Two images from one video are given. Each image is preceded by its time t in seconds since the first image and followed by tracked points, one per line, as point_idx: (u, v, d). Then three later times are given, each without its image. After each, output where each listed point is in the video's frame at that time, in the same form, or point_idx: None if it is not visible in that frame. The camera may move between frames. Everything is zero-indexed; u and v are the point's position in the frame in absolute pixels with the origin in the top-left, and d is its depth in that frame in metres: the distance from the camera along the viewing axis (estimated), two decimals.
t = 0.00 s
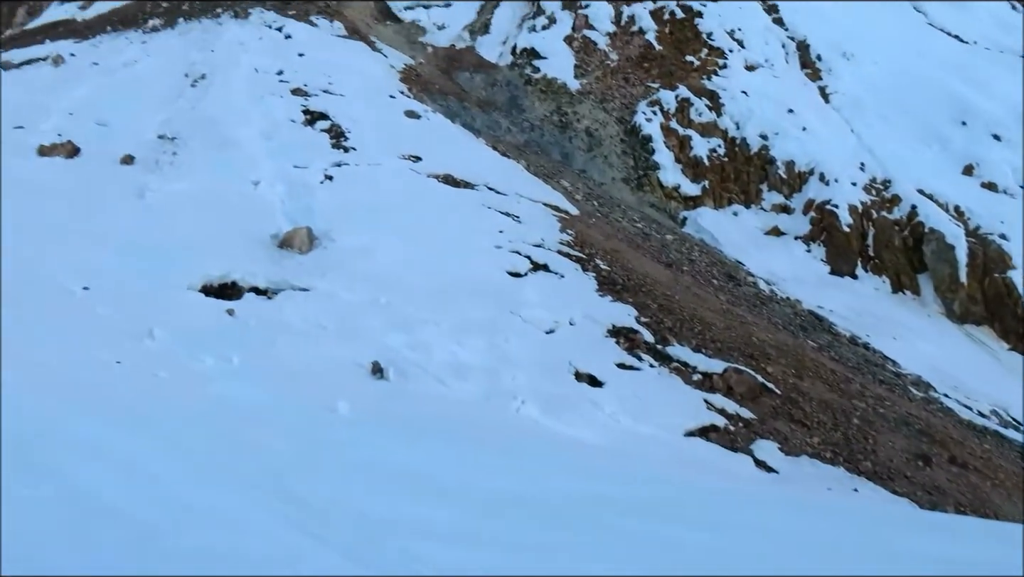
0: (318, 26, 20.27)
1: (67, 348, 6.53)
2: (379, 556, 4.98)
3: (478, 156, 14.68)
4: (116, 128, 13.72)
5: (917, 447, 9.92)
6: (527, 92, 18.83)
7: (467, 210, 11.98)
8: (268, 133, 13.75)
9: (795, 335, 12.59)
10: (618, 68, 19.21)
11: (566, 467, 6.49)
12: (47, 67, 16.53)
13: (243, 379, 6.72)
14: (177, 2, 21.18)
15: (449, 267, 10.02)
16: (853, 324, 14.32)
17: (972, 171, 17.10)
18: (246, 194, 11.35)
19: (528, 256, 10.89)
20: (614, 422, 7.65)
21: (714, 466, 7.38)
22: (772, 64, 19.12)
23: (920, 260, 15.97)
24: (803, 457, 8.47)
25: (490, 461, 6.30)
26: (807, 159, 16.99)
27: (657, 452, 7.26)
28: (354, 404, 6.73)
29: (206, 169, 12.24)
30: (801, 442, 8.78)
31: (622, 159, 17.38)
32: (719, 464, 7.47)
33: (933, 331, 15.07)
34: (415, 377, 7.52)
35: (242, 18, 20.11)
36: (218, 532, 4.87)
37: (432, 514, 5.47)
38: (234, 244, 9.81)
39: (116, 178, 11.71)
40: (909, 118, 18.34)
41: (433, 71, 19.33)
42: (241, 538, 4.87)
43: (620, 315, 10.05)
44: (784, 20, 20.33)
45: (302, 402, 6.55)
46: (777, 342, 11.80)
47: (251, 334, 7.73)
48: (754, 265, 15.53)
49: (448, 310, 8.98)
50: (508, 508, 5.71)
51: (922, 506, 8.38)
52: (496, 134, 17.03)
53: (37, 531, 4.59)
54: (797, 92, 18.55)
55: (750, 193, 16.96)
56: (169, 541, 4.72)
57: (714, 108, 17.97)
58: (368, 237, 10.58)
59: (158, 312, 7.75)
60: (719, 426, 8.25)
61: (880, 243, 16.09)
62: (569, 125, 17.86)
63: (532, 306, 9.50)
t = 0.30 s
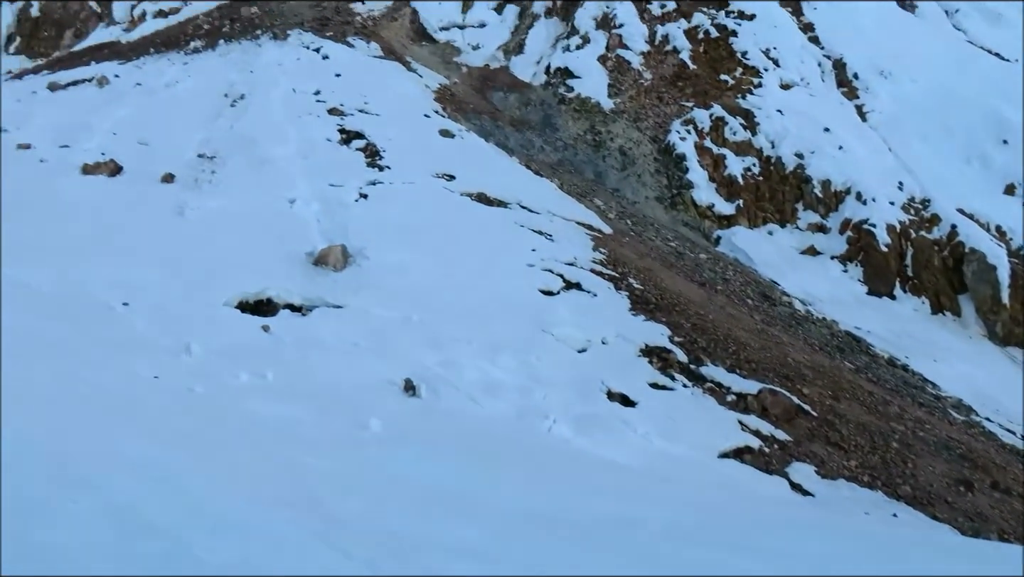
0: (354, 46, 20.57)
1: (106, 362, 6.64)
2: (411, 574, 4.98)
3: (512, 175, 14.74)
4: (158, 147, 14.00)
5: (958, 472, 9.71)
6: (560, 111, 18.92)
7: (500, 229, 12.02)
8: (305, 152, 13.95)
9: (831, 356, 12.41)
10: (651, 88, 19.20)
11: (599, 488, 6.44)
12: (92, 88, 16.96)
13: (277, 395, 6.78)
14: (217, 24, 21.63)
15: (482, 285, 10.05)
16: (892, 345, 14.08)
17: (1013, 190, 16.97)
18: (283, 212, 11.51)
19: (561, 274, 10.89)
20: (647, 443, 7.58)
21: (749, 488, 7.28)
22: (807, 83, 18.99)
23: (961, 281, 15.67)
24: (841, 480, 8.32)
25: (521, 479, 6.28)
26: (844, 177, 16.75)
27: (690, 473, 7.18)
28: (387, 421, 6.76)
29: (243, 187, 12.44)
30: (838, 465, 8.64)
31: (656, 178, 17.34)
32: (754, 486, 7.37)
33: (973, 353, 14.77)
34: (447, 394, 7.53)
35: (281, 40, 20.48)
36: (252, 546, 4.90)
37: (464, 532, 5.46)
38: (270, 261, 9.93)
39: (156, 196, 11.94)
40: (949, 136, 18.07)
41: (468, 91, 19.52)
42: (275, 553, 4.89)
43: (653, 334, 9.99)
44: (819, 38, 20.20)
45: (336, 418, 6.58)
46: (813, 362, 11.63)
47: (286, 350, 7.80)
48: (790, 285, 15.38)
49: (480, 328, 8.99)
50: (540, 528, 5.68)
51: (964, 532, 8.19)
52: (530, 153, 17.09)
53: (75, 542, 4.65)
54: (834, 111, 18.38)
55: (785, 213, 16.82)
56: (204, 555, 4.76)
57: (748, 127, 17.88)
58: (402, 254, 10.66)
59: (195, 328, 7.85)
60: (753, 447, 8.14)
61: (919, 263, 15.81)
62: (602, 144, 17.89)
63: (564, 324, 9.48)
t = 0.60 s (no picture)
0: (384, 61, 20.78)
1: (137, 371, 6.74)
2: None
3: (539, 188, 14.76)
4: (190, 160, 14.23)
5: (993, 490, 9.51)
6: (588, 124, 18.96)
7: (527, 241, 12.03)
8: (335, 165, 14.09)
9: (862, 371, 12.23)
10: (680, 100, 19.15)
11: (625, 502, 6.39)
12: (128, 102, 17.29)
13: (305, 406, 6.82)
14: (250, 39, 21.98)
15: (509, 297, 10.07)
16: (924, 360, 13.86)
17: None
18: (312, 224, 11.62)
19: (588, 287, 10.87)
20: (674, 457, 7.52)
21: (777, 504, 7.19)
22: (838, 94, 18.83)
23: (996, 295, 15.41)
24: (872, 497, 8.19)
25: (547, 493, 6.25)
26: (876, 191, 16.60)
27: (717, 488, 7.10)
28: (413, 432, 6.77)
29: (273, 199, 12.58)
30: (869, 481, 8.50)
31: (684, 191, 17.27)
32: (783, 502, 7.27)
33: (1009, 368, 14.49)
34: (473, 407, 7.52)
35: (311, 54, 20.75)
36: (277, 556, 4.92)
37: (489, 545, 5.44)
38: (299, 272, 10.02)
39: (188, 208, 12.12)
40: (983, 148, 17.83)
41: (496, 104, 19.62)
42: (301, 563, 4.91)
43: (680, 348, 9.92)
44: (850, 50, 20.05)
45: (362, 430, 6.60)
46: (844, 377, 11.48)
47: (314, 361, 7.86)
48: (820, 298, 15.22)
49: (508, 340, 9.00)
50: (565, 541, 5.64)
51: (999, 552, 8.02)
52: (557, 165, 17.11)
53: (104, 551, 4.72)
54: (865, 123, 18.21)
55: (815, 226, 16.66)
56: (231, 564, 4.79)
57: (777, 139, 17.77)
58: (429, 266, 10.71)
59: (225, 339, 7.94)
60: (783, 463, 8.05)
61: (952, 277, 15.56)
62: (630, 157, 17.88)
63: (591, 337, 9.45)
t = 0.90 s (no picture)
0: (409, 72, 20.92)
1: (165, 379, 6.81)
2: None
3: (563, 198, 14.76)
4: (218, 171, 14.40)
5: None
6: (612, 134, 18.96)
7: (552, 251, 12.03)
8: (360, 175, 14.21)
9: (891, 382, 12.07)
10: (704, 110, 19.08)
11: (649, 513, 6.35)
12: (158, 113, 17.55)
13: (330, 415, 6.85)
14: (277, 51, 22.23)
15: (532, 307, 10.06)
16: (954, 372, 13.66)
17: None
18: (338, 234, 11.71)
19: (612, 296, 10.84)
20: (699, 469, 7.45)
21: (804, 517, 7.10)
22: (865, 103, 18.65)
23: None
24: (901, 511, 8.07)
25: (571, 504, 6.22)
26: (904, 201, 16.42)
27: (743, 501, 7.03)
28: (437, 441, 6.77)
29: (300, 210, 12.69)
30: (898, 495, 8.38)
31: (709, 201, 17.18)
32: (810, 515, 7.18)
33: None
34: (497, 417, 7.51)
35: (337, 65, 20.94)
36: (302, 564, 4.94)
37: (513, 557, 5.43)
38: (325, 282, 10.09)
39: (215, 218, 12.25)
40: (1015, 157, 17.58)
41: (520, 114, 19.68)
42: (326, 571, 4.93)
43: (706, 358, 9.84)
44: (878, 59, 19.90)
45: (386, 439, 6.62)
46: (872, 389, 11.33)
47: (339, 369, 7.90)
48: (848, 309, 15.06)
49: (531, 350, 8.99)
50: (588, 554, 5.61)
51: None
52: (582, 175, 17.10)
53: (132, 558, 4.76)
54: (893, 132, 18.03)
55: (842, 235, 16.50)
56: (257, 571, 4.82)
57: (804, 148, 17.63)
58: (454, 276, 10.74)
59: (251, 348, 7.99)
60: (810, 475, 7.96)
61: (983, 288, 15.37)
62: (655, 166, 17.84)
63: (615, 347, 9.42)
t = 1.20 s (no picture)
0: (431, 83, 21.03)
1: (187, 387, 6.86)
2: None
3: (583, 209, 14.75)
4: (240, 180, 14.53)
5: None
6: (633, 145, 18.94)
7: (571, 262, 12.02)
8: (381, 185, 14.29)
9: (914, 398, 11.93)
10: (726, 122, 19.02)
11: (667, 527, 6.31)
12: (182, 123, 17.75)
13: (349, 424, 6.87)
14: (300, 62, 22.44)
15: (551, 318, 10.06)
16: (979, 388, 13.47)
17: None
18: (359, 244, 11.77)
19: (632, 308, 10.81)
20: (718, 483, 7.40)
21: (824, 533, 7.02)
22: (889, 116, 18.52)
23: None
24: (924, 529, 7.96)
25: (588, 516, 6.19)
26: (928, 214, 16.27)
27: (762, 516, 6.96)
28: (455, 452, 6.77)
29: (321, 219, 12.77)
30: (921, 512, 8.27)
31: (730, 213, 17.10)
32: (831, 531, 7.09)
33: None
34: (515, 428, 7.49)
35: (360, 76, 21.10)
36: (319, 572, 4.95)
37: (529, 568, 5.41)
38: (345, 291, 10.14)
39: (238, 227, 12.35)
40: None
41: (541, 125, 19.72)
42: None
43: (726, 372, 9.78)
44: (901, 71, 19.77)
45: (404, 448, 6.62)
46: (894, 404, 11.20)
47: (357, 379, 7.92)
48: (870, 323, 14.91)
49: (549, 361, 8.98)
50: (604, 566, 5.58)
51: None
52: (602, 187, 17.09)
53: (152, 562, 4.78)
54: (916, 145, 17.89)
55: (864, 249, 16.36)
56: None
57: (826, 161, 17.52)
58: (473, 286, 10.77)
59: (271, 357, 8.03)
60: (831, 491, 7.87)
61: (1008, 302, 15.25)
62: (675, 179, 17.80)
63: (634, 359, 9.39)
